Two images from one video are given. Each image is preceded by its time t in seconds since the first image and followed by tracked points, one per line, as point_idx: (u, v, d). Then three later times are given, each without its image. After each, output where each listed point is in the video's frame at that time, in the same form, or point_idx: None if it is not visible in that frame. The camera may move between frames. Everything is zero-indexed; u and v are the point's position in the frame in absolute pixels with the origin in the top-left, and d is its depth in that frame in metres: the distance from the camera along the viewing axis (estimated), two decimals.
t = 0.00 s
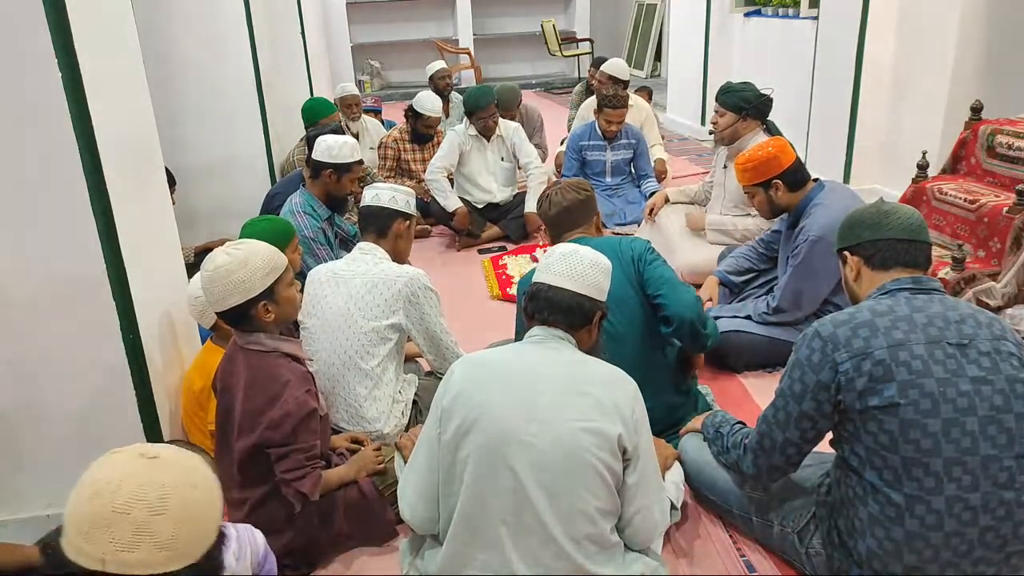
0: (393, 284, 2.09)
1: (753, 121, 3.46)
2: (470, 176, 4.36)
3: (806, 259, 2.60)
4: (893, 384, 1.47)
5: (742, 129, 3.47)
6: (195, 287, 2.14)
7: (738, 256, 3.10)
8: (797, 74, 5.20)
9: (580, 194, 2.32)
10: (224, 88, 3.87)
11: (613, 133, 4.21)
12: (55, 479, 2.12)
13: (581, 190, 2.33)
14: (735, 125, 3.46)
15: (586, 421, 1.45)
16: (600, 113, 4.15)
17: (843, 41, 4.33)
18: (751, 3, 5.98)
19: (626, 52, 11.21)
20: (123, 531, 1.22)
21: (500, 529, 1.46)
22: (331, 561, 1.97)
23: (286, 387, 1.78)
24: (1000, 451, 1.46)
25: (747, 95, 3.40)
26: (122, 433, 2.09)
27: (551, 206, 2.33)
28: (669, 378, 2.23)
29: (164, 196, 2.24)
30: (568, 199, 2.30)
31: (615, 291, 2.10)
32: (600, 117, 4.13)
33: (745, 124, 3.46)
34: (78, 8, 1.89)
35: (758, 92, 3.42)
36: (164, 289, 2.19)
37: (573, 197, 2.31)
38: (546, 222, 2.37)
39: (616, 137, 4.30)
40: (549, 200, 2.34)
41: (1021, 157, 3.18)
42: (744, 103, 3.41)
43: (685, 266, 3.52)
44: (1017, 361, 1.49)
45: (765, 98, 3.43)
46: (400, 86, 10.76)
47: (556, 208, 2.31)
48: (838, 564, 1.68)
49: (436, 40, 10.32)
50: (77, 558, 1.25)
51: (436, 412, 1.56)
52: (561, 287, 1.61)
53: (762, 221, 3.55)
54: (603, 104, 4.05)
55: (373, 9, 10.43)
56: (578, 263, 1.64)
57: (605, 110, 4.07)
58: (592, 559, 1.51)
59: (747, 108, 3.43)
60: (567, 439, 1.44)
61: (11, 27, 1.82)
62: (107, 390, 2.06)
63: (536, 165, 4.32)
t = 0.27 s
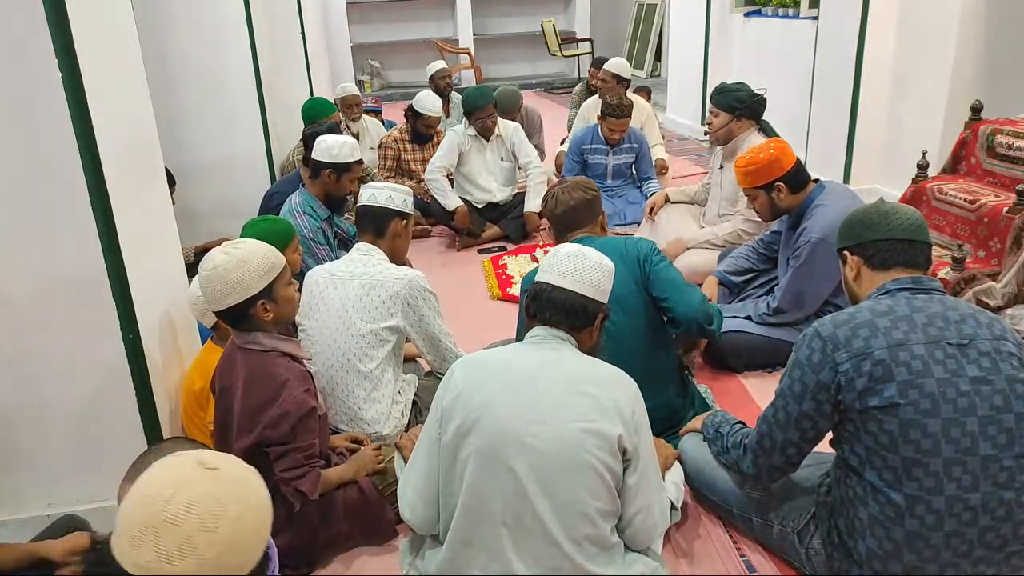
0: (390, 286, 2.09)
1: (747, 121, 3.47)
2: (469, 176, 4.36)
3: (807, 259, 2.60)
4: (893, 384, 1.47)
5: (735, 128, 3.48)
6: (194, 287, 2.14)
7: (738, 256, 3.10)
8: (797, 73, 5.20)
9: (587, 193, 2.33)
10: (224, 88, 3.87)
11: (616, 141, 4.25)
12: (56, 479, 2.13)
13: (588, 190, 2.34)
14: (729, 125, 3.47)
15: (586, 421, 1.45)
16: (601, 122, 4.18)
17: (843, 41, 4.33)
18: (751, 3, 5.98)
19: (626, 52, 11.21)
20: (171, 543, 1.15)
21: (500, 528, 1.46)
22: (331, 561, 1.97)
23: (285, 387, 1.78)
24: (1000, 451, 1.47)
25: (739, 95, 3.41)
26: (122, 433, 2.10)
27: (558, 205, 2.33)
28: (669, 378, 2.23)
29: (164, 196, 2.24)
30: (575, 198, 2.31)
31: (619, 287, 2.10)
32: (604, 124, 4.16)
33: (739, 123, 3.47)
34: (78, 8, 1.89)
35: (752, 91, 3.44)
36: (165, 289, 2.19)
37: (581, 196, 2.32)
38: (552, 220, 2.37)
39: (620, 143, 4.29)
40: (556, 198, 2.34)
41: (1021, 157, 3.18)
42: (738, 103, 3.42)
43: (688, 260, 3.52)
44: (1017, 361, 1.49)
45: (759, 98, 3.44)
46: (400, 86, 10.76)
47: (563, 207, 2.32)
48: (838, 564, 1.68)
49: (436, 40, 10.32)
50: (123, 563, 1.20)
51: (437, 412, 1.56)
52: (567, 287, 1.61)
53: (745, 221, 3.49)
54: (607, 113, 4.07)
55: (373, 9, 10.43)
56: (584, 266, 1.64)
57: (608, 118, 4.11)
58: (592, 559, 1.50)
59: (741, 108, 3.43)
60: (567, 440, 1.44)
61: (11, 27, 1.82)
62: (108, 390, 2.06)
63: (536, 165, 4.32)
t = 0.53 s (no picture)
0: (390, 287, 2.09)
1: (737, 121, 3.48)
2: (469, 176, 4.36)
3: (807, 260, 2.60)
4: (893, 384, 1.46)
5: (726, 129, 3.49)
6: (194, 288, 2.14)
7: (737, 256, 3.10)
8: (797, 73, 5.20)
9: (597, 193, 2.34)
10: (224, 88, 3.87)
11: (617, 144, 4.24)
12: (56, 479, 2.13)
13: (598, 190, 2.35)
14: (719, 126, 3.48)
15: (586, 422, 1.45)
16: (602, 125, 4.16)
17: (843, 41, 4.33)
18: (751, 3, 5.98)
19: (626, 52, 11.21)
20: (175, 549, 1.22)
21: (500, 528, 1.46)
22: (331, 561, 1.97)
23: (285, 387, 1.78)
24: (1000, 452, 1.47)
25: (728, 95, 3.44)
26: (122, 433, 2.10)
27: (568, 203, 2.34)
28: (670, 376, 2.22)
29: (164, 196, 2.24)
30: (587, 198, 2.32)
31: (626, 284, 2.12)
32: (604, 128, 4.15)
33: (729, 124, 3.48)
34: (78, 8, 1.89)
35: (740, 92, 3.46)
36: (165, 289, 2.19)
37: (591, 197, 2.33)
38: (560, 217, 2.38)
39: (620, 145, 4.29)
40: (566, 196, 2.34)
41: (1021, 157, 3.18)
42: (727, 103, 3.43)
43: (688, 261, 3.52)
44: (1017, 361, 1.49)
45: (748, 97, 3.45)
46: (400, 86, 10.76)
47: (575, 206, 2.32)
48: (838, 564, 1.68)
49: (436, 40, 10.32)
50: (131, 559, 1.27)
51: (437, 412, 1.57)
52: (569, 287, 1.61)
53: (732, 216, 3.49)
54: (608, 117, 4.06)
55: (373, 9, 10.43)
56: (584, 265, 1.64)
57: (609, 122, 4.09)
58: (592, 560, 1.50)
59: (729, 108, 3.44)
60: (567, 440, 1.44)
61: (11, 27, 1.82)
62: (108, 390, 2.06)
63: (536, 165, 4.32)
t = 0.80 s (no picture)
0: (389, 286, 2.09)
1: (725, 122, 3.47)
2: (470, 176, 4.36)
3: (806, 259, 2.60)
4: (894, 384, 1.46)
5: (714, 131, 3.49)
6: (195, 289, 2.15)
7: (738, 256, 3.10)
8: (797, 73, 5.20)
9: (618, 193, 2.36)
10: (224, 88, 3.87)
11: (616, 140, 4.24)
12: (55, 479, 2.12)
13: (618, 190, 2.38)
14: (707, 129, 3.49)
15: (586, 422, 1.45)
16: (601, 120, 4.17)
17: (843, 41, 4.33)
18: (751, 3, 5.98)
19: (626, 53, 11.22)
20: (135, 527, 1.19)
21: (500, 529, 1.46)
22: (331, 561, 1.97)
23: (280, 389, 1.78)
24: (1001, 452, 1.46)
25: (714, 98, 3.44)
26: (122, 433, 2.10)
27: (590, 199, 2.34)
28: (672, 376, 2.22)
29: (164, 196, 2.24)
30: (608, 197, 2.33)
31: (638, 285, 2.12)
32: (603, 123, 4.15)
33: (717, 125, 3.48)
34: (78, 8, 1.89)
35: (725, 93, 3.46)
36: (164, 289, 2.19)
37: (612, 195, 2.35)
38: (577, 213, 2.37)
39: (620, 143, 4.28)
40: (589, 193, 2.35)
41: (1021, 157, 3.18)
42: (714, 106, 3.44)
43: (687, 259, 3.51)
44: (1017, 361, 1.49)
45: (733, 98, 3.45)
46: (399, 86, 10.76)
47: (596, 204, 2.33)
48: (838, 565, 1.68)
49: (436, 40, 10.32)
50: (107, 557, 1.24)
51: (437, 412, 1.57)
52: (571, 288, 1.61)
53: (724, 215, 3.50)
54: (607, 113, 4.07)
55: (373, 9, 10.43)
56: (585, 266, 1.63)
57: (608, 118, 4.11)
58: (592, 560, 1.50)
59: (718, 111, 3.45)
60: (567, 441, 1.44)
61: (11, 26, 1.82)
62: (107, 390, 2.06)
63: (536, 165, 4.32)
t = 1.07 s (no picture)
0: (390, 285, 2.09)
1: (716, 124, 3.47)
2: (470, 176, 4.36)
3: (806, 259, 2.60)
4: (893, 384, 1.47)
5: (705, 133, 3.50)
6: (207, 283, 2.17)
7: (738, 256, 3.10)
8: (797, 73, 5.20)
9: (641, 196, 2.36)
10: (225, 88, 3.87)
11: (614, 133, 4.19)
12: (55, 478, 2.12)
13: (642, 193, 2.38)
14: (699, 130, 3.50)
15: (585, 424, 1.45)
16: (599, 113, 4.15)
17: (842, 41, 4.33)
18: (751, 3, 5.98)
19: (626, 53, 11.22)
20: (90, 505, 1.19)
21: (500, 529, 1.46)
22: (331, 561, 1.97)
23: (273, 394, 1.77)
24: (1001, 452, 1.47)
25: (703, 100, 3.44)
26: (122, 433, 2.10)
27: (613, 199, 2.33)
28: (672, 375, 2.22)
29: (164, 196, 2.24)
30: (631, 197, 2.32)
31: (641, 284, 2.13)
32: (601, 117, 4.13)
33: (708, 127, 3.49)
34: (78, 8, 1.89)
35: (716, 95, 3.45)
36: (164, 289, 2.19)
37: (636, 197, 2.34)
38: (598, 210, 2.36)
39: (617, 138, 4.26)
40: (613, 192, 2.34)
41: (1021, 157, 3.18)
42: (704, 108, 3.44)
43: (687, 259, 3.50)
44: (1017, 361, 1.49)
45: (723, 99, 3.43)
46: (399, 86, 10.76)
47: (617, 202, 2.32)
48: (838, 565, 1.69)
49: (436, 39, 10.32)
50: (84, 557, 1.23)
51: (437, 412, 1.57)
52: (571, 289, 1.61)
53: (724, 215, 3.50)
54: (604, 105, 4.06)
55: (373, 10, 10.43)
56: (586, 267, 1.63)
57: (605, 110, 4.09)
58: (592, 561, 1.50)
59: (706, 113, 3.45)
60: (566, 443, 1.44)
61: (11, 26, 1.82)
62: (108, 390, 2.06)
63: (536, 165, 4.32)
